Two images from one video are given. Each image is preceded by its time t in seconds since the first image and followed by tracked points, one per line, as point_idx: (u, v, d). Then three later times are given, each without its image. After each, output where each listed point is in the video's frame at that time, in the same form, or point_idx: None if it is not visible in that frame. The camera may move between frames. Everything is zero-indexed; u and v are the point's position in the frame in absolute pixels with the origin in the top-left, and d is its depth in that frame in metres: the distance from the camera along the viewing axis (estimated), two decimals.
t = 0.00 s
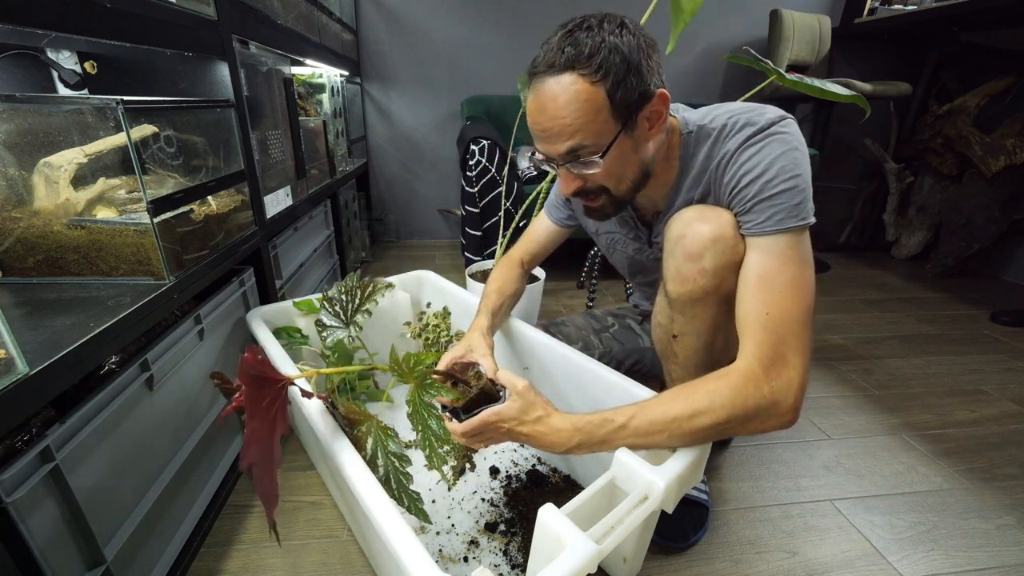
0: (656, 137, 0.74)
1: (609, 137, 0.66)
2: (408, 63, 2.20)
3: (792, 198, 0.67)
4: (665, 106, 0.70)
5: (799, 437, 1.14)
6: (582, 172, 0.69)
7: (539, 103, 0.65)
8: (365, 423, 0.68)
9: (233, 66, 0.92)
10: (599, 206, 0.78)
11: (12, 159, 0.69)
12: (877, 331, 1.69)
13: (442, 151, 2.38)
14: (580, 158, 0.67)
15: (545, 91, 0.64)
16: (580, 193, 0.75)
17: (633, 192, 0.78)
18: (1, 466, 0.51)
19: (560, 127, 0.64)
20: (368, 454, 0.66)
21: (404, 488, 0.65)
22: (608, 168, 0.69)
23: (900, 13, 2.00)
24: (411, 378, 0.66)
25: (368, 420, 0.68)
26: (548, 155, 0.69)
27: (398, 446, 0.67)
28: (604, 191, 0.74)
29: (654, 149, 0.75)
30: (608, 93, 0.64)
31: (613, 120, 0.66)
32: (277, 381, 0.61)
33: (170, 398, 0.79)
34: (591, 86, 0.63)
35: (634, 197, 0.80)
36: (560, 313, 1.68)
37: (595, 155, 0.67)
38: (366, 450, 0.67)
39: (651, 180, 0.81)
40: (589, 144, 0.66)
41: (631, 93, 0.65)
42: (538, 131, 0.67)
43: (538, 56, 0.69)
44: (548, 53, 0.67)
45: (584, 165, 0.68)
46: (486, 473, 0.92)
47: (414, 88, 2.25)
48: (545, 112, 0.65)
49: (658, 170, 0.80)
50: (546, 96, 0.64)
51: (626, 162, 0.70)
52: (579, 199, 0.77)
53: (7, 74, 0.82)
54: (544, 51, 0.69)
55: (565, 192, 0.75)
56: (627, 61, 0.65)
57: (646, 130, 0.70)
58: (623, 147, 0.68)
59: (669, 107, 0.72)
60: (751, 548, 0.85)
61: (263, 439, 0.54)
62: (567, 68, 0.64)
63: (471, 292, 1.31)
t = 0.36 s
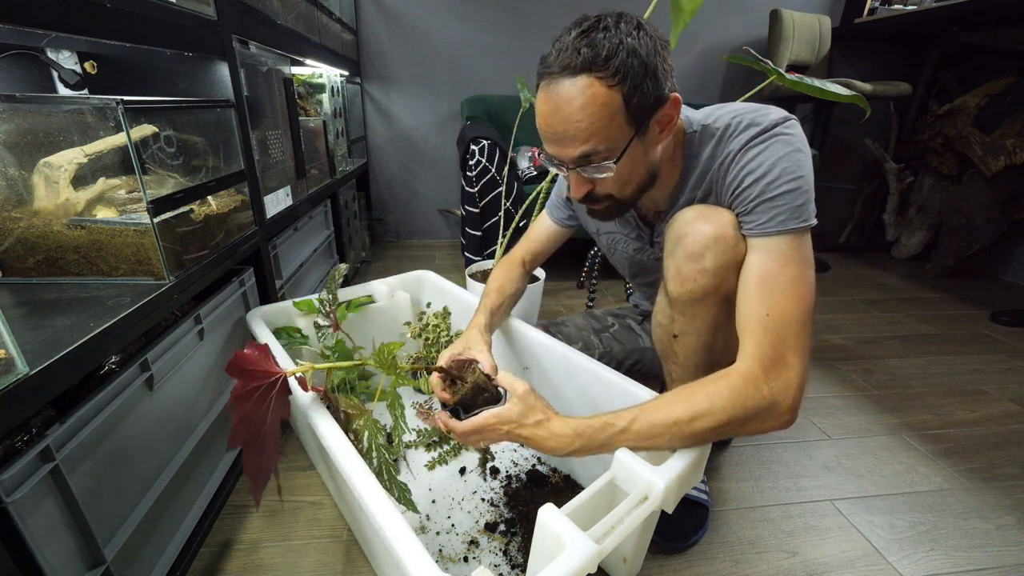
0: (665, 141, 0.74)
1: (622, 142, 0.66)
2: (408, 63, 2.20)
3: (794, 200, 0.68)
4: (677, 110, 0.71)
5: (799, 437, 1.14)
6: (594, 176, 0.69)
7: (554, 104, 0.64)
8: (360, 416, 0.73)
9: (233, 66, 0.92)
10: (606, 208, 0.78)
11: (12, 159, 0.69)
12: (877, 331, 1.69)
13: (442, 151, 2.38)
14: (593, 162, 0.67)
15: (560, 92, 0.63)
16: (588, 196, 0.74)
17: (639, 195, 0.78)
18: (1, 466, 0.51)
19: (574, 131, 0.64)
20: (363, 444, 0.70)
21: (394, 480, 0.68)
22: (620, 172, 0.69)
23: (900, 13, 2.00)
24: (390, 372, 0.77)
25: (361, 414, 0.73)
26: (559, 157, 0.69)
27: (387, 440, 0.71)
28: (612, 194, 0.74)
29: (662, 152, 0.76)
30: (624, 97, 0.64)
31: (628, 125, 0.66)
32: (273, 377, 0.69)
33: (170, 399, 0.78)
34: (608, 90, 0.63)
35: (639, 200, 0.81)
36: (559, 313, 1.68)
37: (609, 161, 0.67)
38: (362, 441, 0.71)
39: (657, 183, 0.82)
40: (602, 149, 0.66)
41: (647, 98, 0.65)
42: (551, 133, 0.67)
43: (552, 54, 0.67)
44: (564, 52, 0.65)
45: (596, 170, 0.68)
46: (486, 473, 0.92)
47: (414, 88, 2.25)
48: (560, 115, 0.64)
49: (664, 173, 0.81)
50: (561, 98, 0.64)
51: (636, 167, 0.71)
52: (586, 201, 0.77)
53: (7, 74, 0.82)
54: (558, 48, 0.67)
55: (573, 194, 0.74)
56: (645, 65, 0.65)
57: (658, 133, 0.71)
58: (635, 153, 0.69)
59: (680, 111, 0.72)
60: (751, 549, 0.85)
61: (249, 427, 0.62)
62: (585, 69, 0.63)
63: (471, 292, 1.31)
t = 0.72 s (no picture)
0: (672, 143, 0.74)
1: (633, 146, 0.66)
2: (408, 63, 2.20)
3: (797, 200, 0.68)
4: (686, 115, 0.71)
5: (799, 437, 1.14)
6: (602, 179, 0.69)
7: (566, 106, 0.63)
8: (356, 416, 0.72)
9: (232, 66, 0.92)
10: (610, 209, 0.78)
11: (12, 159, 0.69)
12: (877, 331, 1.69)
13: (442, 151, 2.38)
14: (603, 165, 0.66)
15: (574, 94, 0.62)
16: (594, 198, 0.74)
17: (643, 197, 0.78)
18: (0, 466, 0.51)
19: (585, 134, 0.63)
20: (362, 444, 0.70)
21: (392, 479, 0.68)
22: (628, 176, 0.70)
23: (900, 13, 2.00)
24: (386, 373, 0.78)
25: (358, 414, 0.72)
26: (567, 160, 0.68)
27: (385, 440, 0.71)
28: (618, 196, 0.74)
29: (668, 155, 0.76)
30: (637, 102, 0.64)
31: (639, 130, 0.66)
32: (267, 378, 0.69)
33: (170, 399, 0.78)
34: (622, 93, 0.62)
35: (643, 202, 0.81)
36: (560, 313, 1.68)
37: (619, 165, 0.67)
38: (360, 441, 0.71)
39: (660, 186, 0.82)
40: (613, 154, 0.65)
41: (658, 103, 0.66)
42: (562, 135, 0.66)
43: (564, 52, 0.66)
44: (578, 52, 0.64)
45: (606, 174, 0.68)
46: (486, 473, 0.92)
47: (414, 88, 2.25)
48: (572, 117, 0.63)
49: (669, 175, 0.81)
50: (574, 100, 0.63)
51: (643, 171, 0.71)
52: (590, 203, 0.76)
53: (7, 74, 0.82)
54: (571, 47, 0.66)
55: (580, 197, 0.74)
56: (658, 69, 0.64)
57: (666, 136, 0.71)
58: (643, 157, 0.69)
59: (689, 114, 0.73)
60: (751, 549, 0.85)
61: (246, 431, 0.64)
62: (600, 72, 0.62)
63: (471, 292, 1.31)
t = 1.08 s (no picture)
0: (676, 141, 0.74)
1: (637, 143, 0.66)
2: (408, 63, 2.20)
3: (796, 201, 0.68)
4: (690, 113, 0.71)
5: (798, 437, 1.14)
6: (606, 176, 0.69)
7: (570, 101, 0.63)
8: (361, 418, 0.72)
9: (233, 66, 0.92)
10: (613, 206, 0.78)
11: (12, 159, 0.69)
12: (877, 331, 1.69)
13: (441, 151, 2.38)
14: (607, 162, 0.66)
15: (578, 89, 0.63)
16: (597, 194, 0.74)
17: (645, 195, 0.78)
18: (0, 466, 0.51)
19: (590, 130, 0.63)
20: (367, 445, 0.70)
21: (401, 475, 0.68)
22: (631, 173, 0.70)
23: (900, 13, 2.00)
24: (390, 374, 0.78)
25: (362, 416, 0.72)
26: (571, 155, 0.68)
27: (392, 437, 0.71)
28: (621, 193, 0.74)
29: (671, 153, 0.76)
30: (642, 98, 0.64)
31: (643, 127, 0.66)
32: (271, 385, 0.70)
33: (170, 400, 0.78)
34: (627, 89, 0.62)
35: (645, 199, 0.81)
36: (559, 313, 1.69)
37: (623, 161, 0.67)
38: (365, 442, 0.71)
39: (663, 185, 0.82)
40: (617, 150, 0.65)
41: (663, 99, 0.66)
42: (565, 131, 0.66)
43: (569, 47, 0.66)
44: (582, 47, 0.64)
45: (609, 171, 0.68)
46: (485, 473, 0.92)
47: (414, 88, 2.25)
48: (576, 113, 0.63)
49: (673, 173, 0.81)
50: (578, 96, 0.63)
51: (646, 168, 0.71)
52: (592, 200, 0.76)
53: (7, 74, 0.82)
54: (576, 42, 0.66)
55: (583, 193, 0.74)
56: (663, 65, 0.65)
57: (670, 133, 0.71)
58: (647, 154, 0.69)
59: (693, 111, 0.72)
60: (751, 549, 0.85)
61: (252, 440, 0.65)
62: (605, 67, 0.62)
63: (471, 292, 1.31)
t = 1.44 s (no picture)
0: (683, 131, 0.74)
1: (647, 129, 0.66)
2: (408, 63, 2.20)
3: (798, 200, 0.68)
4: (700, 102, 0.72)
5: (798, 437, 1.14)
6: (613, 163, 0.69)
7: (581, 84, 0.63)
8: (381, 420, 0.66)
9: (233, 66, 0.92)
10: (619, 196, 0.78)
11: (12, 159, 0.69)
12: (877, 331, 1.69)
13: (442, 151, 2.38)
14: (616, 149, 0.66)
15: (589, 73, 0.62)
16: (603, 182, 0.74)
17: (652, 186, 0.78)
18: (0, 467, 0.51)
19: (599, 115, 0.64)
20: (390, 448, 0.62)
21: (432, 474, 0.59)
22: (640, 161, 0.70)
23: (901, 13, 2.00)
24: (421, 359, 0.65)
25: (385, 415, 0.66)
26: (579, 142, 0.68)
27: (421, 435, 0.63)
28: (628, 182, 0.74)
29: (678, 145, 0.76)
30: (653, 83, 0.64)
31: (653, 113, 0.66)
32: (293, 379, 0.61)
33: (171, 399, 0.79)
34: (638, 74, 0.62)
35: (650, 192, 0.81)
36: (559, 313, 1.68)
37: (632, 148, 0.67)
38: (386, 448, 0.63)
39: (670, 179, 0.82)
40: (627, 137, 0.65)
41: (673, 86, 0.66)
42: (575, 115, 0.65)
43: (581, 31, 0.66)
44: (595, 29, 0.64)
45: (618, 157, 0.68)
46: (485, 473, 0.92)
47: (414, 88, 2.25)
48: (587, 97, 0.63)
49: (679, 166, 0.81)
50: (590, 79, 0.62)
51: (654, 156, 0.71)
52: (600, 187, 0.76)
53: (7, 74, 0.82)
54: (588, 26, 0.65)
55: (590, 181, 0.74)
56: (674, 51, 0.65)
57: (678, 122, 0.71)
58: (657, 141, 0.69)
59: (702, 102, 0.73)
60: (751, 549, 0.85)
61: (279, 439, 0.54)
62: (618, 51, 0.62)
63: (471, 292, 1.31)
